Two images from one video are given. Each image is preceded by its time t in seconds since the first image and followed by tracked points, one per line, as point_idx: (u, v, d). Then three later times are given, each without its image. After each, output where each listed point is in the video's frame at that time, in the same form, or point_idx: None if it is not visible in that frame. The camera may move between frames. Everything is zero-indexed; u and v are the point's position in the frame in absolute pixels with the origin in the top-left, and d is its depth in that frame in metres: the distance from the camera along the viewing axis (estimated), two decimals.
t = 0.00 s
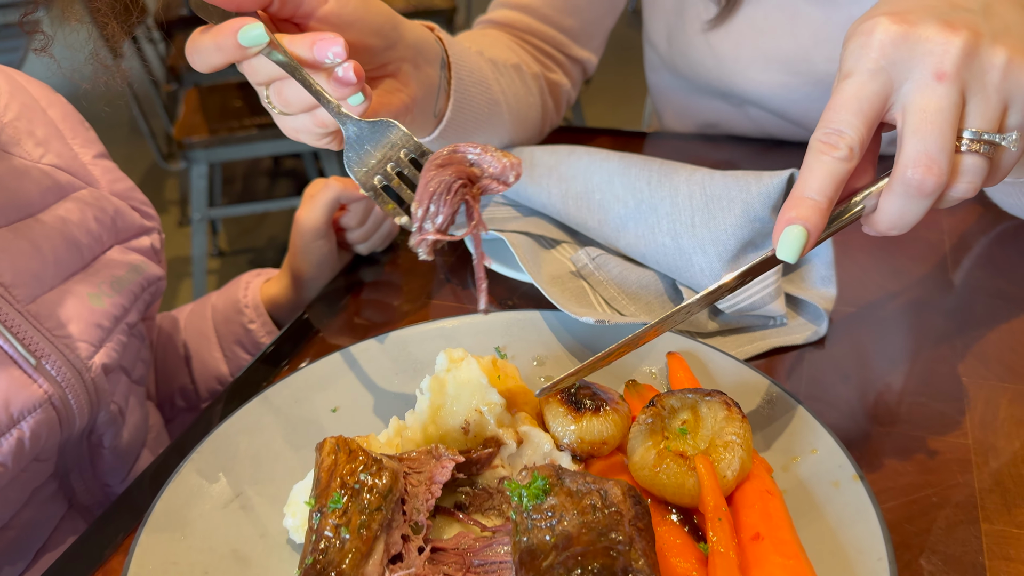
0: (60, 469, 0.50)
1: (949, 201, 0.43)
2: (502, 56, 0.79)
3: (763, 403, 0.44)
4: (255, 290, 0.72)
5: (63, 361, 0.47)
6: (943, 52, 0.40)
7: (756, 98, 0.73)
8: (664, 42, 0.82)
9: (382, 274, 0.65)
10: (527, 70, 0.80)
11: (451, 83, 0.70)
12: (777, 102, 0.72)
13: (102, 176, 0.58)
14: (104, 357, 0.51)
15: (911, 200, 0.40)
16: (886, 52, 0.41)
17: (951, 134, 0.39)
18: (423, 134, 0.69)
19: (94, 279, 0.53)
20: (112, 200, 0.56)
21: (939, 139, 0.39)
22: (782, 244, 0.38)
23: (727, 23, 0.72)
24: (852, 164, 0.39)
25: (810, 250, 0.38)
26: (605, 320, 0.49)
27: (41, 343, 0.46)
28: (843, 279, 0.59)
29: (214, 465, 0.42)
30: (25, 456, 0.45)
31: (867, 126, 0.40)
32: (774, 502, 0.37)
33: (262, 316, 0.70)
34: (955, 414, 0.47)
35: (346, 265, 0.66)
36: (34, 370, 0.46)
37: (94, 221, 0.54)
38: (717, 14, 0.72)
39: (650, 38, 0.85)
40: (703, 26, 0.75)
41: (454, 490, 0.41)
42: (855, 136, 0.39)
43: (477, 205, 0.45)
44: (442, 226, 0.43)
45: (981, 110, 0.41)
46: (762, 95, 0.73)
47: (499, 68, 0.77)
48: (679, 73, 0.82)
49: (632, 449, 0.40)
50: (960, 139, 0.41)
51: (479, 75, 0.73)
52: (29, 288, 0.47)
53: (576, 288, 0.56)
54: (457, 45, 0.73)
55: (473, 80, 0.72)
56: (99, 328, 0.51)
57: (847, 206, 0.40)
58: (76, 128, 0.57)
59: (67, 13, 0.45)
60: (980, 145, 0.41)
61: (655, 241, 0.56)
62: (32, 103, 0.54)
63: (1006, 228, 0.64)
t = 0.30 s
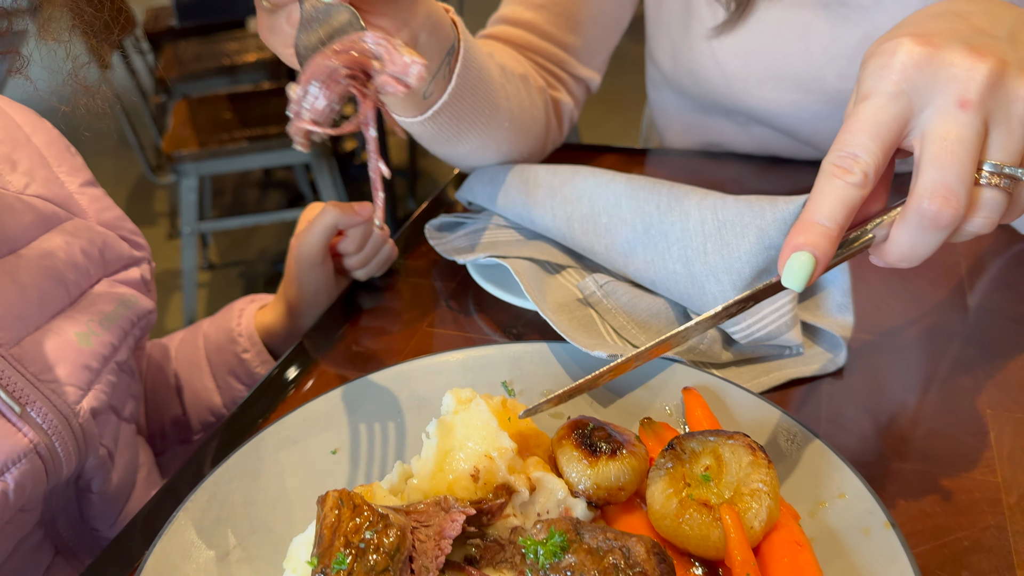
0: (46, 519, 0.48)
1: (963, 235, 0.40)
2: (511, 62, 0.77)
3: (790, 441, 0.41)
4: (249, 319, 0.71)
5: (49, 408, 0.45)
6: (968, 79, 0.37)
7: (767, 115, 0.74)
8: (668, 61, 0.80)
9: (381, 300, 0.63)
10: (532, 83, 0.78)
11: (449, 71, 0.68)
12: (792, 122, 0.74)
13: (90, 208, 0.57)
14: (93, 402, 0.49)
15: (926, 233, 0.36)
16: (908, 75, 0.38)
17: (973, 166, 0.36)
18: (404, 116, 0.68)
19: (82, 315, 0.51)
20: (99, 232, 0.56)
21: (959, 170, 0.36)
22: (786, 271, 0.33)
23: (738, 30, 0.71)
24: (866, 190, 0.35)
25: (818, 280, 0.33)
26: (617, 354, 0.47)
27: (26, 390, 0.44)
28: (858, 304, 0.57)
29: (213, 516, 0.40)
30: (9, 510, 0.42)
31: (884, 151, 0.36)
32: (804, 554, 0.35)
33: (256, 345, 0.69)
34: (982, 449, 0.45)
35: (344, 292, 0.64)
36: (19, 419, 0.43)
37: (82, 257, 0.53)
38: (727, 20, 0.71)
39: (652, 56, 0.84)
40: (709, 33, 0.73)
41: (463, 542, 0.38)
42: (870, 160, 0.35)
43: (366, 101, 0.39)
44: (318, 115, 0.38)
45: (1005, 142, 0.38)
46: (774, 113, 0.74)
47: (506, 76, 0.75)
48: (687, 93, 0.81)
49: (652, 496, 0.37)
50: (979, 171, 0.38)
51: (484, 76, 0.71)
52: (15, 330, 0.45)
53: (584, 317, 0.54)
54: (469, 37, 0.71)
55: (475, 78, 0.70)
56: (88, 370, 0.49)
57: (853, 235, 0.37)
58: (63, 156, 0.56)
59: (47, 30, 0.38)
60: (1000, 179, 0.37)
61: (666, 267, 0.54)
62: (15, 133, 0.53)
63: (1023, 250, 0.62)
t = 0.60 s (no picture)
0: (57, 561, 0.49)
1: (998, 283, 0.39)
2: (517, 81, 0.78)
3: (822, 484, 0.40)
4: (258, 348, 0.71)
5: (62, 454, 0.45)
6: (1004, 126, 0.37)
7: (783, 142, 0.74)
8: (681, 87, 0.80)
9: (394, 331, 0.61)
10: (538, 102, 0.79)
11: (438, 74, 0.67)
12: (808, 147, 0.73)
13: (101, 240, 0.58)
14: (105, 445, 0.49)
15: (960, 281, 0.36)
16: (942, 120, 0.38)
17: (1008, 215, 0.36)
18: (387, 111, 0.67)
19: (94, 354, 0.51)
20: (112, 266, 0.57)
21: (996, 220, 0.36)
22: (818, 320, 0.33)
23: (753, 50, 0.70)
24: (900, 238, 0.35)
25: (850, 328, 0.33)
26: (642, 394, 0.46)
27: (38, 436, 0.44)
28: (882, 336, 0.56)
29: (229, 564, 0.40)
30: (20, 560, 0.42)
31: (918, 198, 0.36)
32: None
33: (266, 375, 0.68)
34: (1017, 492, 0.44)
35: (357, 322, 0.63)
36: (31, 466, 0.43)
37: (94, 291, 0.53)
38: (742, 40, 0.70)
39: (664, 80, 0.84)
40: (723, 53, 0.73)
41: None
42: (904, 207, 0.35)
43: (247, 38, 0.40)
44: (201, 46, 0.38)
45: None
46: (789, 139, 0.73)
47: (510, 92, 0.76)
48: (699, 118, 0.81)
49: (681, 546, 0.36)
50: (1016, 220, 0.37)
51: (480, 85, 0.71)
52: (25, 375, 0.45)
53: (603, 350, 0.53)
54: (468, 46, 0.71)
55: (467, 85, 0.70)
56: (102, 412, 0.50)
57: (884, 283, 0.37)
58: (73, 186, 0.56)
59: (56, 46, 0.37)
60: None
61: (685, 300, 0.53)
62: (26, 160, 0.53)
63: None
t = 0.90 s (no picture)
0: None
1: None
2: (544, 110, 0.79)
3: (862, 526, 0.40)
4: (291, 374, 0.72)
5: (108, 492, 0.49)
6: None
7: (806, 174, 0.75)
8: (705, 118, 0.81)
9: (424, 361, 0.62)
10: (564, 131, 0.79)
11: (466, 98, 0.67)
12: (831, 179, 0.74)
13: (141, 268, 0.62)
14: (149, 479, 0.53)
15: (1003, 327, 0.39)
16: (988, 169, 0.40)
17: None
18: (415, 133, 0.67)
19: (140, 387, 0.55)
20: (141, 297, 0.59)
21: None
22: (865, 365, 0.34)
23: (777, 83, 0.72)
24: (945, 284, 0.37)
25: (898, 373, 0.34)
26: (679, 432, 0.46)
27: (87, 474, 0.48)
28: (912, 373, 0.56)
29: None
30: None
31: (962, 245, 0.38)
32: None
33: (297, 402, 0.69)
34: None
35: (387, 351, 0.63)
36: (79, 502, 0.47)
37: (137, 323, 0.57)
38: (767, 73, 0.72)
39: (688, 111, 0.85)
40: (748, 84, 0.74)
41: None
42: (949, 255, 0.37)
43: (282, 50, 0.40)
44: (237, 59, 0.39)
45: None
46: (813, 172, 0.75)
47: (537, 121, 0.77)
48: (719, 148, 0.82)
49: None
50: None
51: (508, 112, 0.72)
52: (72, 412, 0.49)
53: (635, 385, 0.53)
54: (497, 73, 0.71)
55: (495, 110, 0.70)
56: (146, 446, 0.53)
57: (932, 329, 0.38)
58: (115, 214, 0.62)
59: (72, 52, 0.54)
60: None
61: (717, 335, 0.54)
62: (72, 190, 0.59)
63: None
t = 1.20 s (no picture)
0: None
1: None
2: (572, 147, 0.81)
3: (890, 569, 0.41)
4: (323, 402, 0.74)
5: (158, 520, 0.51)
6: None
7: (831, 208, 0.80)
8: (729, 152, 0.86)
9: (455, 392, 0.63)
10: (592, 166, 0.81)
11: (499, 140, 0.70)
12: (854, 215, 0.79)
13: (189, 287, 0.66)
14: (196, 506, 0.55)
15: None
16: None
17: None
18: (449, 174, 0.70)
19: (190, 413, 0.57)
20: (185, 318, 0.61)
21: None
22: (905, 413, 0.35)
23: (803, 120, 0.77)
24: (983, 333, 0.38)
25: (937, 420, 0.35)
26: (711, 471, 0.47)
27: (139, 503, 0.51)
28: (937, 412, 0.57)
29: None
30: None
31: (999, 295, 0.40)
32: None
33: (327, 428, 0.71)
34: None
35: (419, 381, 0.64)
36: (131, 531, 0.50)
37: (186, 345, 0.60)
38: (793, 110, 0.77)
39: (713, 146, 0.90)
40: (775, 120, 0.79)
41: None
42: (987, 304, 0.39)
43: (322, 109, 0.43)
44: (280, 118, 0.42)
45: None
46: (839, 207, 0.79)
47: (565, 157, 0.79)
48: (745, 183, 0.87)
49: None
50: None
51: (538, 151, 0.74)
52: (126, 440, 0.52)
53: (664, 420, 0.54)
54: (530, 115, 0.74)
55: (526, 152, 0.73)
56: (193, 473, 0.56)
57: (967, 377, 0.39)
58: (164, 230, 0.66)
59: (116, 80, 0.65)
60: None
61: (746, 373, 0.54)
62: (125, 211, 0.62)
63: None
